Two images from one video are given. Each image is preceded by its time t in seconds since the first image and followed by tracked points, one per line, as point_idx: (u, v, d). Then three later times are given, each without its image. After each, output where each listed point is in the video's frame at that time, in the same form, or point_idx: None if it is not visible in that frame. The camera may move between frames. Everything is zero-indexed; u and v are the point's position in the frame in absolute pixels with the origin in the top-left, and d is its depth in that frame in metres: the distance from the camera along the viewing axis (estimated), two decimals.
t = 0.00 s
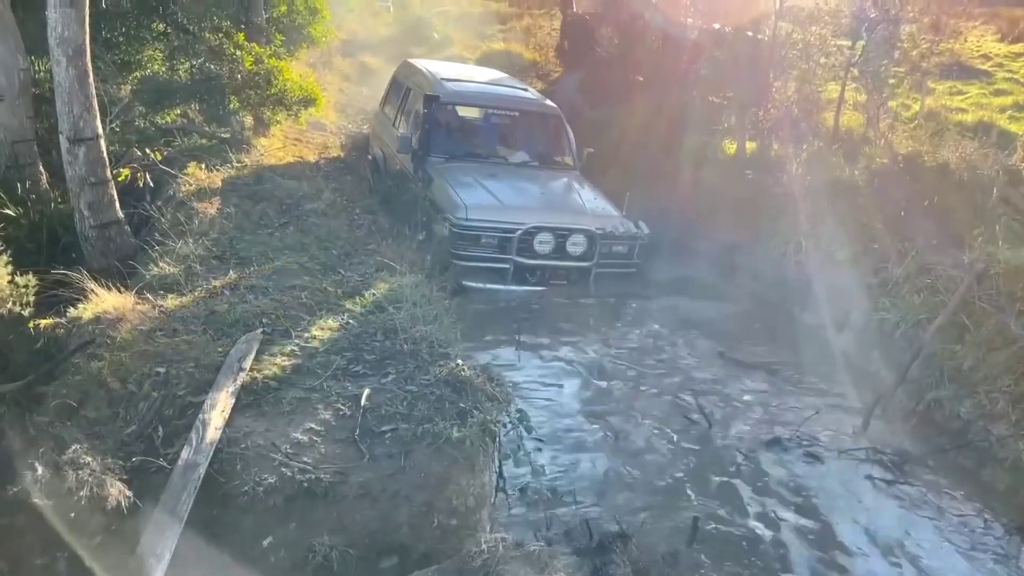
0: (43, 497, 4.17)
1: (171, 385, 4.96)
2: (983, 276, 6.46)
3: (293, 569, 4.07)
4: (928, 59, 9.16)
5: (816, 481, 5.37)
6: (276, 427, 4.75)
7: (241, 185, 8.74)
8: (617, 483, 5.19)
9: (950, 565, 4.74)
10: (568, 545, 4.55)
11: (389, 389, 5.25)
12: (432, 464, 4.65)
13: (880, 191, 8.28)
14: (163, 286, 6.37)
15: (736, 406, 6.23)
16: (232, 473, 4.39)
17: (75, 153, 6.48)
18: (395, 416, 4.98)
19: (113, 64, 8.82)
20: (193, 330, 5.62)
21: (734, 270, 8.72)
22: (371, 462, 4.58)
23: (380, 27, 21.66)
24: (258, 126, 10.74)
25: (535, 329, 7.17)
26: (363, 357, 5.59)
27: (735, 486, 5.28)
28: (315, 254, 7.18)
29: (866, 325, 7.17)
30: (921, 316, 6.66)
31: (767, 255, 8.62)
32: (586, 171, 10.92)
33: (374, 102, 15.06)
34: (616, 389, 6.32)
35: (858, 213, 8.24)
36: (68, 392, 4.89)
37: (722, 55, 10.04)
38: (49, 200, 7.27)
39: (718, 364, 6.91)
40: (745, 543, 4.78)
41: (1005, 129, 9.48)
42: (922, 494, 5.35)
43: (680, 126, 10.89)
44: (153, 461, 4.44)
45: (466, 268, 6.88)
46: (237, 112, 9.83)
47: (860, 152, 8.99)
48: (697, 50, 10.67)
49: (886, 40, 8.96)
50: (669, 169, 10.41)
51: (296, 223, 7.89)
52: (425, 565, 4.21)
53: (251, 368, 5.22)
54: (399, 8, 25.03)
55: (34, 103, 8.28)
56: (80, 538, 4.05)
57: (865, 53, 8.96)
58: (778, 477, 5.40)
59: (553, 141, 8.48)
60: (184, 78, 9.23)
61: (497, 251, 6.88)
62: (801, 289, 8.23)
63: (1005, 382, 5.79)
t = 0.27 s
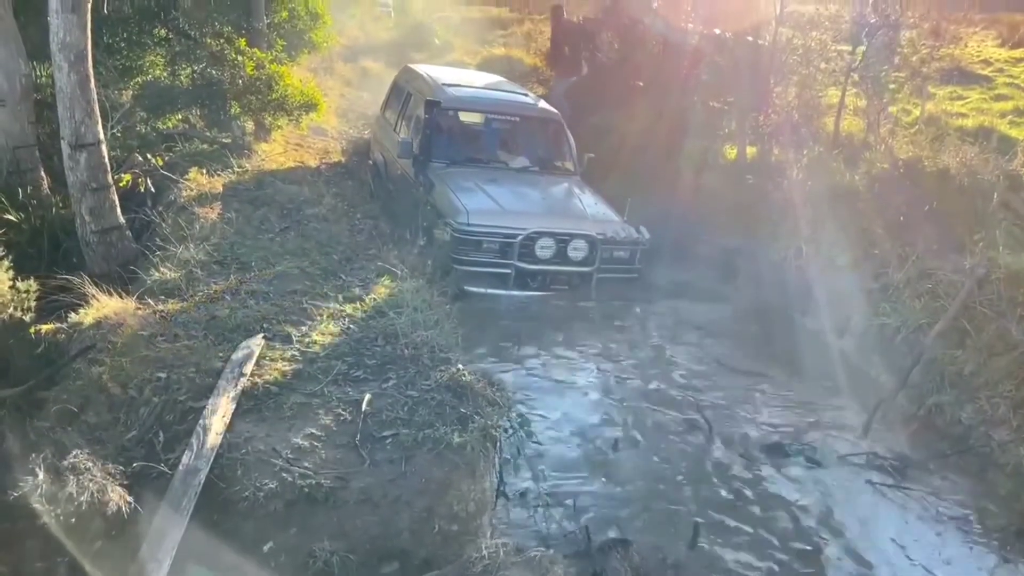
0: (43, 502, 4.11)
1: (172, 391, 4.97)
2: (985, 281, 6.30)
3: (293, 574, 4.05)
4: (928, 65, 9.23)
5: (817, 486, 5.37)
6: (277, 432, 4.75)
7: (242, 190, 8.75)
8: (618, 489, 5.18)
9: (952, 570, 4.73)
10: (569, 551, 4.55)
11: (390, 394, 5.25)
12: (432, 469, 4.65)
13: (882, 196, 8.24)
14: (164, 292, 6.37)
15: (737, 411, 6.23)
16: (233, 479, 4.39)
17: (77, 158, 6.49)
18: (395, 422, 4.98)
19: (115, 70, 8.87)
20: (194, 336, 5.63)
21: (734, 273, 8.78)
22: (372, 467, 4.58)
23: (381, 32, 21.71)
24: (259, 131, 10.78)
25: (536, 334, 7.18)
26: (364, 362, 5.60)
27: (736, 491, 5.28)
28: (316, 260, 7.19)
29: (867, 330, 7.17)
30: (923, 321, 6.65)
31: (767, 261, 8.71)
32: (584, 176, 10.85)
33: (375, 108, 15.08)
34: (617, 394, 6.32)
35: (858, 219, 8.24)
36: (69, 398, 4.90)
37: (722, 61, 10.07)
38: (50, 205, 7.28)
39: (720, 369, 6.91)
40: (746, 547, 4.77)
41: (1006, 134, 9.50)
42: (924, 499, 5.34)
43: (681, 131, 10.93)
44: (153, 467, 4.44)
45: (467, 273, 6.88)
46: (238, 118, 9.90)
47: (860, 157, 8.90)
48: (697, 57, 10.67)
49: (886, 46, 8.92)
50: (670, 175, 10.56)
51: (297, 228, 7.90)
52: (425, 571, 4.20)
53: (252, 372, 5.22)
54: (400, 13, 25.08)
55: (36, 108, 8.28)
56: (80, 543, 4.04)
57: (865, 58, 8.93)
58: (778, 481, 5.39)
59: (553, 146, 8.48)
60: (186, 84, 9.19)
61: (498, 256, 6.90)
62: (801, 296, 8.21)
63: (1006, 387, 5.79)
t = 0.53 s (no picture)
0: (43, 508, 4.04)
1: (173, 398, 4.97)
2: (988, 287, 6.34)
3: None
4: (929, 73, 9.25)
5: (818, 493, 5.37)
6: (278, 439, 4.76)
7: (244, 197, 8.77)
8: (620, 496, 5.17)
9: None
10: (571, 558, 4.53)
11: (392, 401, 5.24)
12: (433, 476, 4.68)
13: (882, 203, 8.29)
14: (166, 298, 6.36)
15: (739, 418, 6.23)
16: (234, 486, 4.40)
17: (79, 165, 6.49)
18: (397, 428, 4.99)
19: (118, 77, 8.84)
20: (196, 342, 5.64)
21: (736, 279, 8.70)
22: (373, 474, 4.61)
23: (382, 40, 21.77)
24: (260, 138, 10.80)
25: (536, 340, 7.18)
26: (365, 369, 5.60)
27: (738, 498, 5.27)
28: (318, 266, 7.20)
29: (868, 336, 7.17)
30: (924, 328, 6.65)
31: (769, 267, 8.67)
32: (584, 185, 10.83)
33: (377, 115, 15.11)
34: (618, 401, 6.32)
35: (859, 226, 8.26)
36: (71, 404, 4.88)
37: (722, 69, 10.08)
38: (52, 213, 7.29)
39: (721, 376, 6.91)
40: (748, 554, 4.76)
41: (1006, 141, 9.51)
42: (927, 506, 5.33)
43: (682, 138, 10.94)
44: (154, 473, 4.46)
45: (469, 280, 6.86)
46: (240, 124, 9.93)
47: (861, 165, 9.02)
48: (698, 64, 10.61)
49: (887, 53, 8.94)
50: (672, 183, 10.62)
51: (298, 235, 7.91)
52: None
53: (253, 379, 5.22)
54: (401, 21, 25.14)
55: (38, 115, 8.30)
56: (81, 551, 4.01)
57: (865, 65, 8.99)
58: (780, 489, 5.38)
59: (553, 153, 8.49)
60: (188, 91, 9.26)
61: (500, 263, 6.88)
62: (804, 303, 8.07)
63: (1008, 394, 5.78)
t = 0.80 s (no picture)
0: (45, 519, 4.02)
1: (175, 407, 4.97)
2: (989, 297, 6.24)
3: None
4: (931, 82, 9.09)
5: (821, 503, 5.35)
6: (281, 448, 4.77)
7: (246, 206, 8.79)
8: (622, 506, 5.17)
9: None
10: (573, 568, 4.53)
11: (394, 411, 5.24)
12: (435, 486, 4.67)
13: (884, 212, 8.27)
14: (169, 308, 6.37)
15: (741, 427, 6.23)
16: (236, 496, 4.40)
17: (83, 175, 6.51)
18: (399, 438, 4.99)
19: (121, 87, 8.92)
20: (198, 351, 5.65)
21: (738, 289, 8.88)
22: (375, 484, 4.61)
23: (385, 50, 21.86)
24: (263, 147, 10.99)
25: (536, 350, 7.19)
26: (367, 379, 5.60)
27: (740, 508, 5.26)
28: (321, 276, 7.21)
29: (871, 346, 7.15)
30: (926, 338, 6.64)
31: (771, 277, 8.70)
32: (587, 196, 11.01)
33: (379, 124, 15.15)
34: (620, 411, 6.32)
35: (860, 235, 8.23)
36: (74, 414, 4.87)
37: (725, 78, 10.06)
38: (55, 222, 7.30)
39: (723, 385, 6.91)
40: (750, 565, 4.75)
41: (1008, 151, 9.53)
42: (929, 516, 5.32)
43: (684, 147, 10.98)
44: (156, 483, 4.47)
45: (468, 290, 6.88)
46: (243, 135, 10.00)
47: (863, 175, 8.97)
48: (699, 74, 10.70)
49: (887, 63, 8.93)
50: (673, 192, 10.69)
51: (301, 244, 7.92)
52: None
53: (256, 389, 5.23)
54: (404, 32, 25.27)
55: (41, 124, 8.31)
56: (82, 561, 4.01)
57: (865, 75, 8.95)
58: (782, 498, 5.38)
59: (553, 161, 8.51)
60: (191, 102, 9.28)
61: (499, 272, 6.91)
62: (805, 312, 8.15)
63: (1010, 403, 5.78)
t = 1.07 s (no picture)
0: (49, 529, 4.00)
1: (179, 417, 5.00)
2: (991, 308, 6.27)
3: None
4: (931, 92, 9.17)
5: (824, 514, 5.35)
6: (283, 459, 4.78)
7: (249, 217, 8.82)
8: (624, 517, 5.16)
9: None
10: None
11: (396, 421, 5.25)
12: (438, 497, 4.67)
13: (885, 223, 8.31)
14: (172, 318, 6.38)
15: (743, 438, 6.22)
16: (238, 506, 4.40)
17: (87, 186, 6.53)
18: (401, 448, 4.99)
19: (125, 98, 8.72)
20: (201, 361, 5.66)
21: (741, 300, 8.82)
22: (377, 494, 4.62)
23: (388, 61, 21.94)
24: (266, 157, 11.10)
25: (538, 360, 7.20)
26: (369, 389, 5.60)
27: (742, 519, 5.25)
28: (323, 286, 7.23)
29: (874, 356, 7.13)
30: (928, 348, 6.64)
31: (773, 288, 8.71)
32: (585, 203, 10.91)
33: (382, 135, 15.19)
34: (623, 421, 6.31)
35: (861, 246, 8.24)
36: (77, 423, 4.88)
37: (727, 89, 10.20)
38: (59, 231, 7.35)
39: (725, 395, 6.91)
40: None
41: (1009, 162, 9.54)
42: (932, 527, 5.30)
43: (685, 158, 11.04)
44: (159, 493, 4.47)
45: (468, 300, 6.93)
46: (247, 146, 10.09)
47: (865, 186, 8.99)
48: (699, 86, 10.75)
49: (889, 74, 8.97)
50: (672, 201, 10.63)
51: (304, 254, 7.94)
52: None
53: (259, 400, 5.23)
54: (407, 43, 25.38)
55: (47, 135, 8.30)
56: (84, 571, 4.00)
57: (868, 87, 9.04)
58: (784, 509, 5.37)
59: (551, 169, 8.53)
60: (195, 113, 9.25)
61: (497, 281, 6.93)
62: (807, 321, 8.16)
63: (1013, 414, 5.78)
